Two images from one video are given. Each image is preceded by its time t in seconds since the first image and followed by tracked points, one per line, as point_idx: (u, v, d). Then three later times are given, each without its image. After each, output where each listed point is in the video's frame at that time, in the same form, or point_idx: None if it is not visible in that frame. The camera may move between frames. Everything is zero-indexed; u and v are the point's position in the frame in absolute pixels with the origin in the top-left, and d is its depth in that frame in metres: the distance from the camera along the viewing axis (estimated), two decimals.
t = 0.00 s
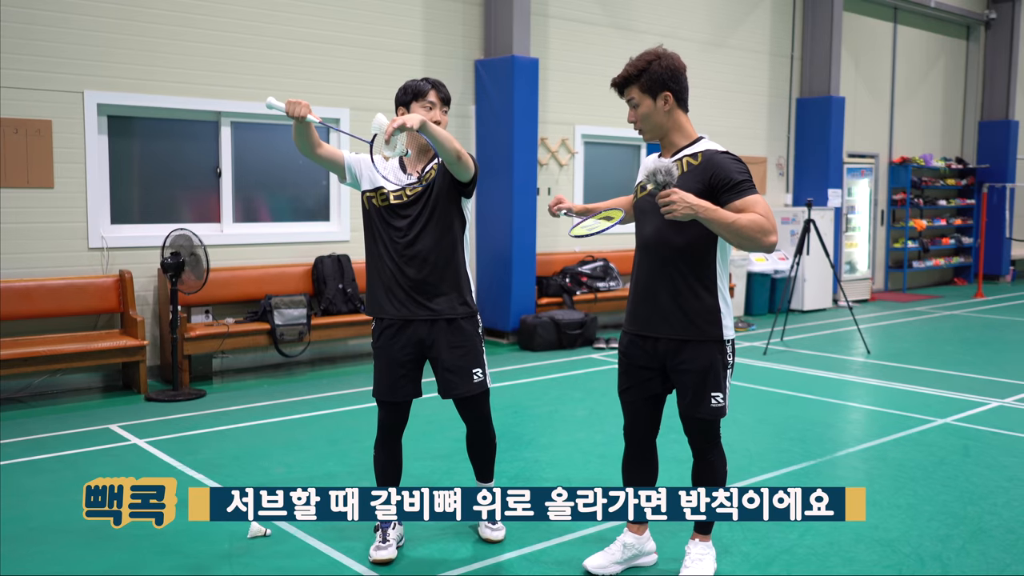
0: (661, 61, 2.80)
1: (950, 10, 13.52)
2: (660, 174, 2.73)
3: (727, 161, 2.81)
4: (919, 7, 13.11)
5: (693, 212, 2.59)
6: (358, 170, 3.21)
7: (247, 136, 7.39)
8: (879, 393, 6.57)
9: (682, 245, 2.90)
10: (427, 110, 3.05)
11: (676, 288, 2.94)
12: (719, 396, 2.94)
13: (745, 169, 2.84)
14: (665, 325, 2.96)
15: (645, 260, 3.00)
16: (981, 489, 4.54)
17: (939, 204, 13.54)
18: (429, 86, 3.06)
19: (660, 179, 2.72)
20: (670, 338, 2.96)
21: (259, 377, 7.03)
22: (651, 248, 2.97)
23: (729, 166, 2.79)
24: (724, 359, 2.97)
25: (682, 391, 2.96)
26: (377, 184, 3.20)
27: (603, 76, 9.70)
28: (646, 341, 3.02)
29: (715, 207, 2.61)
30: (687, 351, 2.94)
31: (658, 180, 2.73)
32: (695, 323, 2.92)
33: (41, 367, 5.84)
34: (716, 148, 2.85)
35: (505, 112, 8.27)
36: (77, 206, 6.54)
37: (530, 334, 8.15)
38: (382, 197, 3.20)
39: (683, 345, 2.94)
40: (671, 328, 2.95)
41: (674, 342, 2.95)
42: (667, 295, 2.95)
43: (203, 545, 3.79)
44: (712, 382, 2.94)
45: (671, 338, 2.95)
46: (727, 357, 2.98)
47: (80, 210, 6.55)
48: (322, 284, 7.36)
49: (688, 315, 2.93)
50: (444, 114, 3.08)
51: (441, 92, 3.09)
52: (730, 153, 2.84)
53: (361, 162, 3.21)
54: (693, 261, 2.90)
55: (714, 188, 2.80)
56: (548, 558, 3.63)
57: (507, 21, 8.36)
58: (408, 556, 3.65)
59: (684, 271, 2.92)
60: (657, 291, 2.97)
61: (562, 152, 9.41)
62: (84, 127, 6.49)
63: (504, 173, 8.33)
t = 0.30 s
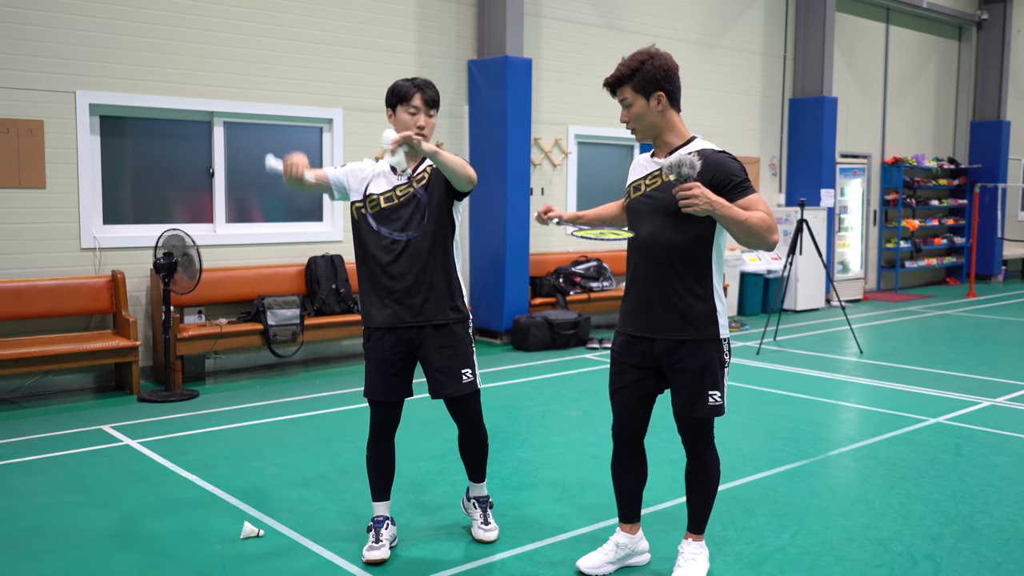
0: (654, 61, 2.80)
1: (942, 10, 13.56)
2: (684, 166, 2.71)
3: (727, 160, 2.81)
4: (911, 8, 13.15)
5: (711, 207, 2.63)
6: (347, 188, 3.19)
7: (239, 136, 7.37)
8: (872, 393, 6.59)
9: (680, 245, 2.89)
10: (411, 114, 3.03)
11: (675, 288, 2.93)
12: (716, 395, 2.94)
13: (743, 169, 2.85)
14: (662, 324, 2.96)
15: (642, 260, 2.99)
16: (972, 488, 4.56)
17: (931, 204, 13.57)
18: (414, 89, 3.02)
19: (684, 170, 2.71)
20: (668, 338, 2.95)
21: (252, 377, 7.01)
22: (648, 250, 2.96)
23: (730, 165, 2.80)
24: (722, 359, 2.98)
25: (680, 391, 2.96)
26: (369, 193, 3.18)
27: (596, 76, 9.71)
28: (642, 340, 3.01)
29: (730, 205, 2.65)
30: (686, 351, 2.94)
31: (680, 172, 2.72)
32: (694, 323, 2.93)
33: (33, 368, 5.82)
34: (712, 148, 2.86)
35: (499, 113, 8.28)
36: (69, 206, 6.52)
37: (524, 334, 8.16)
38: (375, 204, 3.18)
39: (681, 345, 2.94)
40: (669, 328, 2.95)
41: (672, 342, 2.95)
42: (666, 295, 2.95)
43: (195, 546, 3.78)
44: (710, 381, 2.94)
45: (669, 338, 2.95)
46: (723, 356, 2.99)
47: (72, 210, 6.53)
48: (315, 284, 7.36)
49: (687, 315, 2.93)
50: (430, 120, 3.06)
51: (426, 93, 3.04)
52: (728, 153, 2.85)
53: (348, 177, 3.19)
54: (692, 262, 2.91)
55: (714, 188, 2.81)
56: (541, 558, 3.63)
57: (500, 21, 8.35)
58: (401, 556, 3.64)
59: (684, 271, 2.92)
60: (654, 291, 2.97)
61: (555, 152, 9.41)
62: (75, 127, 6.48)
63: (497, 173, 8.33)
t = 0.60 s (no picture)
0: (640, 63, 2.81)
1: (935, 10, 13.60)
2: (686, 174, 2.70)
3: (715, 163, 2.82)
4: (905, 8, 13.18)
5: (711, 215, 2.67)
6: (340, 218, 3.26)
7: (233, 136, 7.36)
8: (866, 392, 6.61)
9: (666, 248, 2.90)
10: (379, 117, 3.07)
11: (663, 290, 2.93)
12: (708, 391, 2.94)
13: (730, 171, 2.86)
14: (651, 326, 2.95)
15: (628, 263, 2.99)
16: (966, 487, 4.57)
17: (925, 204, 13.60)
18: (381, 91, 3.04)
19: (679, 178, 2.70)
20: (657, 339, 2.95)
21: (246, 377, 7.00)
22: (635, 253, 2.95)
23: (719, 168, 2.80)
24: (711, 357, 2.98)
25: (670, 391, 2.96)
26: (353, 205, 3.22)
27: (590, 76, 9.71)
28: (631, 343, 3.00)
29: (727, 211, 2.70)
30: (675, 351, 2.94)
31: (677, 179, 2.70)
32: (683, 324, 2.93)
33: (26, 368, 5.81)
34: (699, 151, 2.88)
35: (493, 113, 8.28)
36: (62, 206, 6.51)
37: (518, 334, 8.16)
38: (359, 214, 3.21)
39: (671, 345, 2.94)
40: (658, 329, 2.95)
41: (661, 342, 2.95)
42: (654, 297, 2.95)
43: (189, 546, 3.77)
44: (701, 379, 2.94)
45: (658, 339, 2.95)
46: (713, 354, 2.99)
47: (65, 210, 6.52)
48: (309, 284, 7.35)
49: (675, 316, 2.92)
50: (398, 120, 3.10)
51: (393, 94, 3.04)
52: (715, 156, 2.85)
53: (335, 204, 3.27)
54: (679, 263, 2.91)
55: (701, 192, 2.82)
56: (536, 557, 3.63)
57: (494, 21, 8.35)
58: (395, 556, 3.64)
59: (672, 273, 2.92)
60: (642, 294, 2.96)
61: (549, 152, 9.42)
62: (69, 127, 6.46)
63: (492, 173, 8.33)
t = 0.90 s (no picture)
0: (595, 66, 2.81)
1: (928, 10, 13.63)
2: (656, 177, 2.70)
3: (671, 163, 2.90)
4: (898, 8, 13.21)
5: (679, 216, 2.76)
6: (324, 218, 3.26)
7: (227, 135, 7.35)
8: (859, 391, 6.62)
9: (622, 248, 2.91)
10: (356, 116, 3.07)
11: (619, 290, 2.95)
12: (664, 389, 2.95)
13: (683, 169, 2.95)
14: (607, 325, 2.97)
15: (583, 264, 3.00)
16: (960, 486, 4.58)
17: (918, 204, 13.63)
18: (356, 90, 3.05)
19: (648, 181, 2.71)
20: (612, 338, 2.97)
21: (240, 377, 6.99)
22: (591, 253, 2.96)
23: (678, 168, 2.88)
24: (668, 354, 3.00)
25: (628, 390, 2.96)
26: (335, 206, 3.21)
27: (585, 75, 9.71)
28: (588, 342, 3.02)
29: (690, 212, 2.80)
30: (632, 349, 2.95)
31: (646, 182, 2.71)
32: (637, 323, 2.94)
33: (19, 368, 5.79)
34: (655, 152, 2.93)
35: (487, 112, 8.28)
36: (55, 206, 6.49)
37: (512, 334, 8.16)
38: (342, 214, 3.20)
39: (629, 343, 2.95)
40: (613, 328, 2.97)
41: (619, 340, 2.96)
42: (612, 297, 2.96)
43: (182, 547, 3.76)
44: (657, 377, 2.95)
45: (613, 338, 2.97)
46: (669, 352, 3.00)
47: (58, 210, 6.50)
48: (304, 284, 7.34)
49: (632, 314, 2.94)
50: (375, 118, 3.10)
51: (369, 92, 3.05)
52: (670, 156, 2.93)
53: (317, 205, 3.26)
54: (635, 263, 2.93)
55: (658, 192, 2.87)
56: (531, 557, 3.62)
57: (488, 20, 8.35)
58: (390, 556, 3.63)
59: (628, 273, 2.94)
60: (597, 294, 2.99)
61: (543, 152, 9.42)
62: (62, 126, 6.45)
63: (485, 173, 8.33)
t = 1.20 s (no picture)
0: (558, 68, 2.82)
1: (922, 11, 13.67)
2: (610, 191, 2.81)
3: (638, 161, 2.94)
4: (892, 8, 13.24)
5: (634, 228, 2.80)
6: (307, 219, 3.25)
7: (222, 135, 7.35)
8: (854, 391, 6.63)
9: (589, 247, 2.96)
10: (348, 117, 3.06)
11: (587, 287, 3.00)
12: (634, 382, 3.01)
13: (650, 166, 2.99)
14: (576, 321, 3.02)
15: (553, 262, 3.04)
16: (954, 485, 4.59)
17: (912, 204, 13.65)
18: (347, 91, 3.05)
19: (607, 195, 2.81)
20: (583, 333, 3.01)
21: (235, 377, 6.98)
22: (559, 252, 3.00)
23: (643, 168, 2.93)
24: (637, 349, 3.05)
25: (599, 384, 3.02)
26: (321, 207, 3.20)
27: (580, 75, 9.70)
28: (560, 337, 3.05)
29: (650, 219, 2.84)
30: (603, 344, 3.01)
31: (604, 196, 2.82)
32: (607, 317, 3.00)
33: (13, 369, 5.78)
34: (623, 151, 2.97)
35: (481, 112, 8.29)
36: (48, 206, 6.48)
37: (507, 333, 8.16)
38: (328, 215, 3.19)
39: (597, 339, 3.01)
40: (583, 323, 3.01)
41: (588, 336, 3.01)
42: (580, 294, 3.01)
43: (177, 547, 3.76)
44: (627, 370, 3.00)
45: (584, 333, 3.01)
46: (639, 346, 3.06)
47: (52, 210, 6.49)
48: (298, 284, 7.33)
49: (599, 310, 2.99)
50: (367, 117, 3.10)
51: (360, 93, 3.06)
52: (638, 155, 2.97)
53: (301, 206, 3.25)
54: (602, 261, 2.97)
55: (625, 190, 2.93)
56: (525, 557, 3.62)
57: (483, 20, 8.36)
58: (384, 556, 3.62)
59: (595, 270, 2.98)
60: (565, 291, 3.03)
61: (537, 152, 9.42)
62: (55, 125, 6.44)
63: (479, 172, 8.33)
